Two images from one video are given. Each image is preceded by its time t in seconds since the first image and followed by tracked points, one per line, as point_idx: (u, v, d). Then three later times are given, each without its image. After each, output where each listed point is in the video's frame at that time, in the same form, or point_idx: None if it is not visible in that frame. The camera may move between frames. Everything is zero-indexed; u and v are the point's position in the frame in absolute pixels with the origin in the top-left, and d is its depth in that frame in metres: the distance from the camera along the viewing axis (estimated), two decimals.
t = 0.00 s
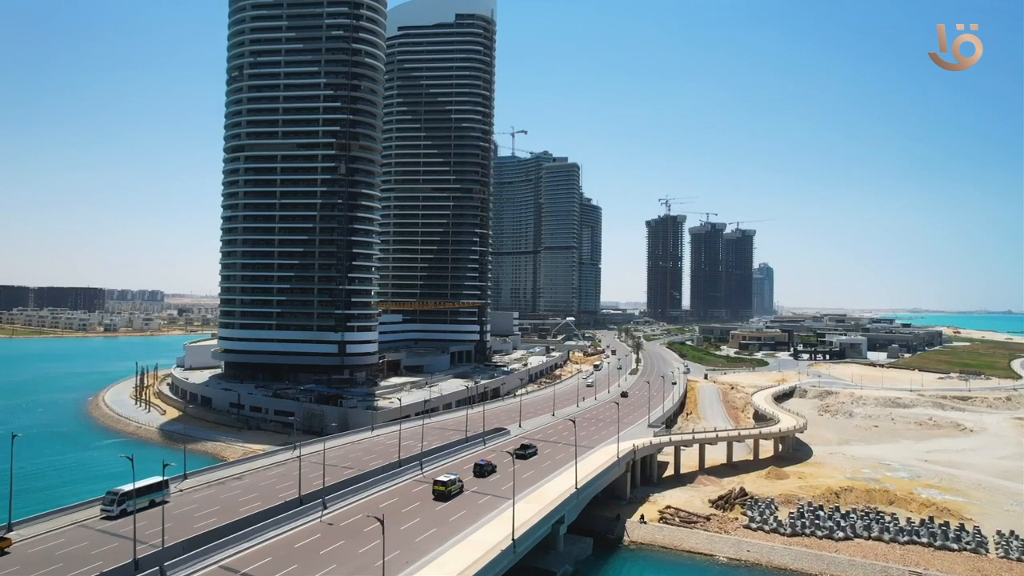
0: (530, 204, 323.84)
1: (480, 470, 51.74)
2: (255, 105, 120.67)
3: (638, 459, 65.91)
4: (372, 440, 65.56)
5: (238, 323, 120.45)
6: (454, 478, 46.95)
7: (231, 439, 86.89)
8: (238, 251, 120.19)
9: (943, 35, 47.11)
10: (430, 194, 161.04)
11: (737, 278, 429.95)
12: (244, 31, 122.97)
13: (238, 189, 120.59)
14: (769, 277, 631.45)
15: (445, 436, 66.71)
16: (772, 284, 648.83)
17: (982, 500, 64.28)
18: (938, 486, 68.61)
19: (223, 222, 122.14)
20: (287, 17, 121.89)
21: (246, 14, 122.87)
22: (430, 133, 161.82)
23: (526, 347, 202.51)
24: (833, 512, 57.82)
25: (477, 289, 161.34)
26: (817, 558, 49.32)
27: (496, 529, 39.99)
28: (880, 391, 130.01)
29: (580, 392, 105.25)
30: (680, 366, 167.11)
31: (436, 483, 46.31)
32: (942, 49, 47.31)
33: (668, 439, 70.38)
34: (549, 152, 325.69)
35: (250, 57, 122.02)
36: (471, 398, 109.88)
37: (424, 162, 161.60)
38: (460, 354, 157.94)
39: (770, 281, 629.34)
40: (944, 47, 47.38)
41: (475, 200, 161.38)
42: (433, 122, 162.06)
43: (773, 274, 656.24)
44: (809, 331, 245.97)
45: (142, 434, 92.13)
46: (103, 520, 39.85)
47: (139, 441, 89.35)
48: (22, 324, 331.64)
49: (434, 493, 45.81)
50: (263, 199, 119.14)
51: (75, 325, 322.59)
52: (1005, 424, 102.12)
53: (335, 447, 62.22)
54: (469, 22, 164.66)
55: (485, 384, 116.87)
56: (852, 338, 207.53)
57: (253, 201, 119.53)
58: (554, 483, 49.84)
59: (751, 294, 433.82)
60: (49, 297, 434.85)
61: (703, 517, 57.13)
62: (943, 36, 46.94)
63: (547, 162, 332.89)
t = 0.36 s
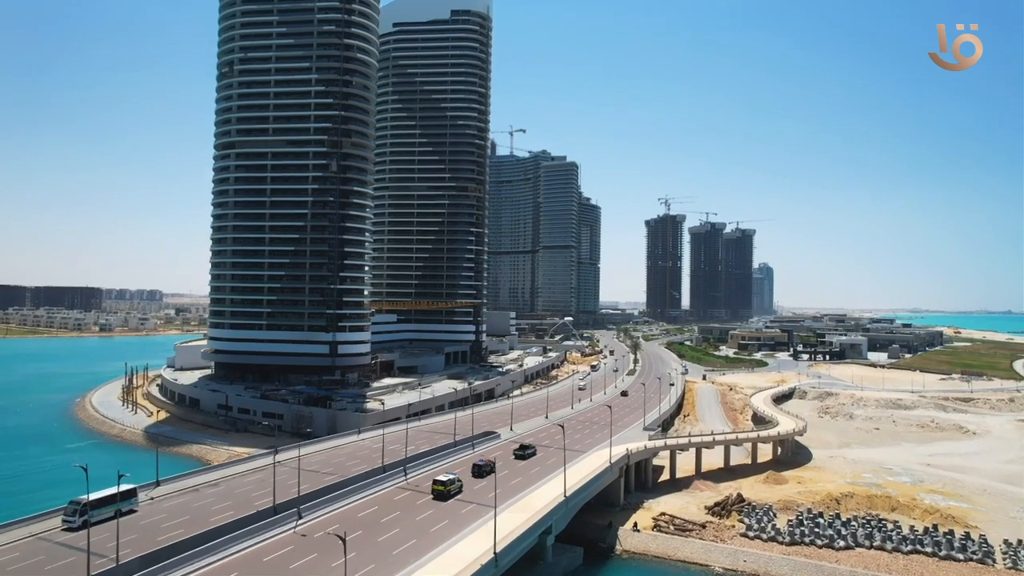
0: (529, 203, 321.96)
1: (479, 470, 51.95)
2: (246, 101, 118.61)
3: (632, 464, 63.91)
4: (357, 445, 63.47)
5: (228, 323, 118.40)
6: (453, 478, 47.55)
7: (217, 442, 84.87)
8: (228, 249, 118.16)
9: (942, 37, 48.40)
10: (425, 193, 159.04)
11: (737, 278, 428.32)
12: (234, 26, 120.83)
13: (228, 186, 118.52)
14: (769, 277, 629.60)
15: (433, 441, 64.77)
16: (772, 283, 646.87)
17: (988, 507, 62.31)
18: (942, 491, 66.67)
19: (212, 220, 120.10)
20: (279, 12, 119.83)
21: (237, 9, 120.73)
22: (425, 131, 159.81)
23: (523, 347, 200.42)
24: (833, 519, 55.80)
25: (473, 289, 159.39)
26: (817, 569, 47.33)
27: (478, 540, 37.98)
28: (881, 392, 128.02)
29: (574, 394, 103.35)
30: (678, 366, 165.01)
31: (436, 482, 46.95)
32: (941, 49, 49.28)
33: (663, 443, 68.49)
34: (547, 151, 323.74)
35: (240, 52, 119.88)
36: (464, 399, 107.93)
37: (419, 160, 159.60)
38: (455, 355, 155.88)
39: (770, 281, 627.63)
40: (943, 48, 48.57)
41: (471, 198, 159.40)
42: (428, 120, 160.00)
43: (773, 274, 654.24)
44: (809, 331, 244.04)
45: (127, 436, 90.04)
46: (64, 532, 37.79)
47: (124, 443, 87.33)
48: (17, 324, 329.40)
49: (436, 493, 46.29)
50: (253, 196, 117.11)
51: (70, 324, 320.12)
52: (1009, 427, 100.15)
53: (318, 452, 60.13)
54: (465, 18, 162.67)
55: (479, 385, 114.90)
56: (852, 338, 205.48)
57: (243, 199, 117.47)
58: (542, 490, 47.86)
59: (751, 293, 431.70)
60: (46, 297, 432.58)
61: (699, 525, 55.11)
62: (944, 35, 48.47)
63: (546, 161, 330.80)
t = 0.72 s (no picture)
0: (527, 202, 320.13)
1: (478, 471, 51.93)
2: (236, 97, 116.46)
3: (625, 470, 61.87)
4: (342, 449, 61.37)
5: (218, 323, 116.27)
6: (452, 478, 47.44)
7: (202, 445, 82.84)
8: (218, 248, 116.14)
9: (942, 36, 47.14)
10: (420, 191, 156.95)
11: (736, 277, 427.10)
12: (224, 21, 118.61)
13: (218, 184, 116.36)
14: (769, 277, 628.14)
15: (420, 445, 62.71)
16: (772, 283, 644.87)
17: (993, 513, 60.26)
18: (945, 497, 64.63)
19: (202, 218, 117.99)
20: (269, 6, 117.68)
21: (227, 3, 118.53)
22: (420, 128, 157.82)
23: (520, 347, 198.48)
24: (834, 527, 53.73)
25: (469, 288, 157.33)
26: None
27: (458, 554, 35.93)
28: (882, 394, 125.96)
29: (569, 395, 101.52)
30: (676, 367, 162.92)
31: (434, 482, 46.92)
32: (941, 50, 47.28)
33: (657, 446, 66.63)
34: (545, 150, 321.75)
35: (229, 48, 117.68)
36: (458, 400, 105.85)
37: (414, 157, 157.55)
38: (450, 355, 153.91)
39: (770, 281, 626.29)
40: (944, 47, 47.22)
41: (466, 196, 157.35)
42: (423, 117, 157.94)
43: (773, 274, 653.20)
44: (808, 331, 242.02)
45: (111, 439, 87.91)
46: (20, 545, 35.71)
47: (107, 446, 85.24)
48: (11, 324, 327.17)
49: (433, 492, 46.29)
50: (243, 194, 115.01)
51: (65, 324, 317.72)
52: (1013, 429, 98.10)
53: (301, 457, 58.05)
54: (460, 15, 160.74)
55: (472, 386, 112.84)
56: (852, 338, 203.47)
57: (233, 197, 115.36)
58: (529, 499, 45.87)
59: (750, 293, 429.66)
60: (42, 297, 430.21)
61: (694, 533, 53.04)
62: (944, 36, 46.73)
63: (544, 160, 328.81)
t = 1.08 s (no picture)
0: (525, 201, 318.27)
1: (477, 471, 52.20)
2: (225, 93, 114.34)
3: (619, 475, 59.84)
4: (325, 453, 59.29)
5: (207, 323, 114.18)
6: (450, 479, 47.47)
7: (187, 448, 80.76)
8: (207, 247, 114.06)
9: (943, 34, 44.42)
10: (415, 189, 154.92)
11: (735, 277, 425.69)
12: (213, 16, 116.45)
13: (207, 181, 114.28)
14: (769, 277, 626.50)
15: (407, 450, 60.64)
16: (771, 283, 643.02)
17: (1000, 520, 58.27)
18: (949, 503, 62.66)
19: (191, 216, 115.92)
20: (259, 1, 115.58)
21: None
22: (415, 126, 155.75)
23: (517, 348, 196.38)
24: (835, 535, 51.69)
25: (464, 288, 155.39)
26: None
27: (437, 568, 33.90)
28: (883, 395, 123.90)
29: (564, 397, 99.58)
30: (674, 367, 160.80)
31: (432, 483, 46.93)
32: (942, 50, 44.91)
33: (652, 450, 64.68)
34: (544, 149, 319.54)
35: (219, 43, 115.55)
36: (451, 402, 103.77)
37: (408, 155, 155.53)
38: (444, 356, 151.87)
39: (770, 281, 624.70)
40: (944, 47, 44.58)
41: (461, 194, 155.32)
42: (418, 114, 155.91)
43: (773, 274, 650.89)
44: (808, 331, 240.05)
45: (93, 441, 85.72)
46: None
47: (89, 449, 83.02)
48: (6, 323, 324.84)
49: (432, 492, 46.39)
50: (233, 191, 112.92)
51: (60, 324, 315.39)
52: (1017, 431, 96.15)
53: (282, 462, 55.95)
54: (455, 10, 158.57)
55: (466, 387, 110.75)
56: (852, 338, 201.40)
57: (222, 195, 113.27)
58: (515, 508, 43.84)
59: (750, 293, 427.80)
60: (39, 297, 427.92)
61: (689, 542, 50.97)
62: (944, 34, 44.13)
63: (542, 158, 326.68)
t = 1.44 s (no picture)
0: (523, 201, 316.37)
1: (477, 471, 52.03)
2: (214, 90, 112.22)
3: (612, 481, 57.80)
4: (308, 459, 57.17)
5: (196, 323, 112.04)
6: (449, 479, 47.62)
7: (170, 451, 78.66)
8: (196, 245, 111.96)
9: (943, 35, 43.26)
10: (409, 187, 152.85)
11: (735, 276, 423.65)
12: (202, 11, 114.18)
13: (196, 179, 112.18)
14: (769, 277, 624.94)
15: (394, 455, 58.64)
16: (771, 283, 641.31)
17: (1007, 528, 56.22)
18: (954, 509, 60.63)
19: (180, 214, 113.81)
20: None
21: None
22: (409, 124, 153.72)
23: (514, 347, 194.36)
24: (836, 544, 49.57)
25: (459, 287, 153.43)
26: None
27: None
28: (884, 396, 121.80)
29: (559, 399, 97.73)
30: (672, 368, 158.67)
31: (432, 483, 46.91)
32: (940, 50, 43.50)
33: (647, 455, 62.64)
34: (542, 148, 317.41)
35: (208, 38, 113.37)
36: (444, 403, 101.76)
37: (403, 153, 153.47)
38: (439, 356, 149.79)
39: (770, 280, 623.17)
40: (944, 47, 43.26)
41: (457, 193, 153.28)
42: (412, 112, 153.84)
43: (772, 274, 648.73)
44: (808, 331, 238.01)
45: (75, 444, 83.55)
46: None
47: (70, 452, 80.85)
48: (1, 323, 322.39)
49: (431, 493, 46.30)
50: (222, 189, 110.84)
51: (54, 324, 313.03)
52: (1021, 434, 94.13)
53: (262, 468, 53.79)
54: (451, 6, 156.41)
55: (459, 388, 108.68)
56: (853, 338, 199.27)
57: (212, 193, 111.20)
58: (500, 518, 41.83)
59: (750, 292, 425.55)
60: (35, 297, 425.14)
61: (684, 551, 48.85)
62: (943, 36, 42.58)
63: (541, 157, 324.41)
